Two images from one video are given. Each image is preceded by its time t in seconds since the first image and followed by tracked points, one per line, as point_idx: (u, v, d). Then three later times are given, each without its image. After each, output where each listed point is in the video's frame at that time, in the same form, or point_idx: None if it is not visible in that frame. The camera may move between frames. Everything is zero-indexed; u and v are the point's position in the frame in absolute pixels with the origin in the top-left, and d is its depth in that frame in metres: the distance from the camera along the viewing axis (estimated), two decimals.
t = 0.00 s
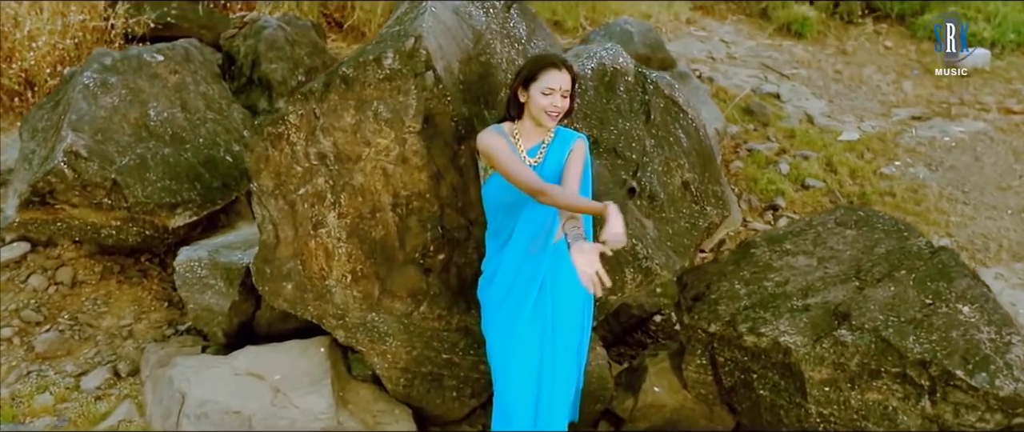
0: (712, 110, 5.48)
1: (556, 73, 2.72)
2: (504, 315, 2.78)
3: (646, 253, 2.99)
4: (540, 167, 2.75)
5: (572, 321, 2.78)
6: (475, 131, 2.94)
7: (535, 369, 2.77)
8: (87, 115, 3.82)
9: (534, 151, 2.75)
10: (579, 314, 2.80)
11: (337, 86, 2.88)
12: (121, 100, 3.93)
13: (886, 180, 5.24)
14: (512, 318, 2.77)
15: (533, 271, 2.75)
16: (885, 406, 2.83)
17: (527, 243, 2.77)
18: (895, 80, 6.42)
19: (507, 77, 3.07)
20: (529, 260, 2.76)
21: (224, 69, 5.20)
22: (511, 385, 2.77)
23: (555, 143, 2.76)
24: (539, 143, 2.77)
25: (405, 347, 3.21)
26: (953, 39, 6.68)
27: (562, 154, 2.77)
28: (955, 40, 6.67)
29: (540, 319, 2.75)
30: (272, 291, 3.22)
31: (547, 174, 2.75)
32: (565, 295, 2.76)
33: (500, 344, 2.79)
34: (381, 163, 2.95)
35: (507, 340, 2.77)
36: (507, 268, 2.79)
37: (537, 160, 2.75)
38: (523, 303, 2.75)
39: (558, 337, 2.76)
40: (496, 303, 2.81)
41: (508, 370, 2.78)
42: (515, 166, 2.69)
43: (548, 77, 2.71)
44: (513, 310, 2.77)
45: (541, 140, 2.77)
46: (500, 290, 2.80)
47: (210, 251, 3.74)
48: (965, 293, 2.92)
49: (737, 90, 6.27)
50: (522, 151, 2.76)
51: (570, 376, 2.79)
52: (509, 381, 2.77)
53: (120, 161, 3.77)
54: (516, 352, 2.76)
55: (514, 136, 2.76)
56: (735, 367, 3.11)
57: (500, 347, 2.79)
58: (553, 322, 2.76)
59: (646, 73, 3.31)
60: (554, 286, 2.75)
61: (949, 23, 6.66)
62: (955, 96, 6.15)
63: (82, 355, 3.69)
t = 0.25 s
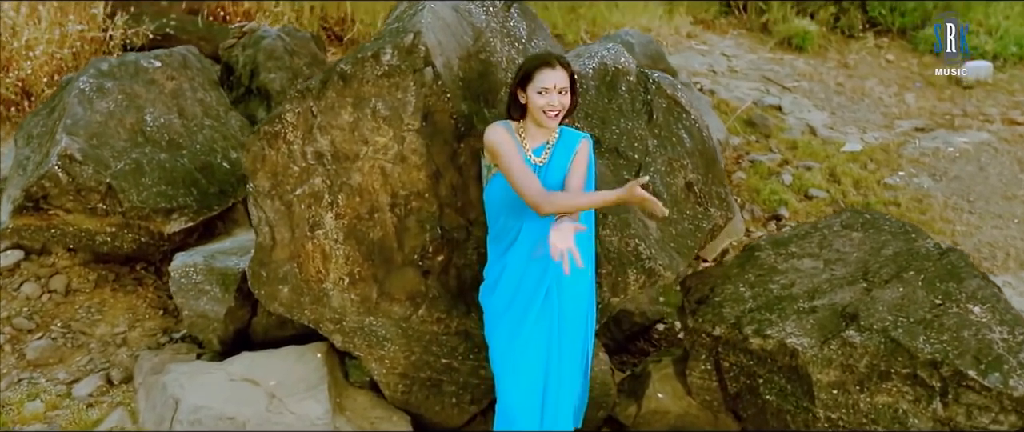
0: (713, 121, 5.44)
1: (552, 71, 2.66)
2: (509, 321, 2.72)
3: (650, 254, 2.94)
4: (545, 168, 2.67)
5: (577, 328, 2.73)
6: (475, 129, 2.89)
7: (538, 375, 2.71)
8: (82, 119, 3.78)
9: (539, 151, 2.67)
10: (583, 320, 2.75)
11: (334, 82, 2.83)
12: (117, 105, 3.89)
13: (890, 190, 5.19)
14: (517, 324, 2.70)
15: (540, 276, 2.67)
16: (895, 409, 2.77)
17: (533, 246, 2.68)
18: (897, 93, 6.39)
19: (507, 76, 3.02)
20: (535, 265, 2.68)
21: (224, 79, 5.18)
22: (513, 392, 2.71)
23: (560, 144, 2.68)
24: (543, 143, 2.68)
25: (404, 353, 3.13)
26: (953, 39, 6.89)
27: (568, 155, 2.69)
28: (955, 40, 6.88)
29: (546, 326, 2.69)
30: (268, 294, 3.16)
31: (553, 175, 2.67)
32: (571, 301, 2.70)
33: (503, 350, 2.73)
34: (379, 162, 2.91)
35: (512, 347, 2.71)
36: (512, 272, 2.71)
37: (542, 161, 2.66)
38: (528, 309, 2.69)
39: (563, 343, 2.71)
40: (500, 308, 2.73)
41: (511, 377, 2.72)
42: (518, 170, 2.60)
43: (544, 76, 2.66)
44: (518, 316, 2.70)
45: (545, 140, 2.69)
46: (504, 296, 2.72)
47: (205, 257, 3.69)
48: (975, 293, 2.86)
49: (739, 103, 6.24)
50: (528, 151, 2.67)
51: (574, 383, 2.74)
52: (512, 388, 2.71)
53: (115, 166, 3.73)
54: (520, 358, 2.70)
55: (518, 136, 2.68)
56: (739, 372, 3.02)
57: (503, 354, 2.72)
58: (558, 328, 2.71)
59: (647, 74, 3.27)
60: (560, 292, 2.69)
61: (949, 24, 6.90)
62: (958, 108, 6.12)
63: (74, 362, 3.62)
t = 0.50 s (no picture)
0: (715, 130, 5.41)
1: (552, 70, 2.54)
2: (516, 324, 2.63)
3: (654, 253, 2.88)
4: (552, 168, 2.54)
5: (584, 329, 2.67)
6: (475, 125, 2.85)
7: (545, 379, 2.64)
8: (78, 123, 3.75)
9: (546, 150, 2.55)
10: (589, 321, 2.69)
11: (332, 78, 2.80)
12: (114, 109, 3.86)
13: (894, 199, 5.16)
14: (524, 327, 2.62)
15: (549, 279, 2.60)
16: (905, 410, 2.70)
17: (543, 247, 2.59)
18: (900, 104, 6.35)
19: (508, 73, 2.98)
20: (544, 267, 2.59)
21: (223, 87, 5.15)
22: (519, 396, 2.64)
23: (567, 143, 2.57)
24: (550, 142, 2.56)
25: (403, 355, 3.08)
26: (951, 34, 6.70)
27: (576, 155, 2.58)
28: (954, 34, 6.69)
29: (554, 329, 2.62)
30: (265, 297, 3.11)
31: (560, 175, 2.55)
32: (579, 303, 2.64)
33: (509, 353, 2.65)
34: (378, 159, 2.86)
35: (519, 350, 2.63)
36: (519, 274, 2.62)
37: (549, 160, 2.54)
38: (537, 313, 2.61)
39: (571, 346, 2.65)
40: (506, 309, 2.65)
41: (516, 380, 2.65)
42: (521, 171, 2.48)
43: (544, 75, 2.53)
44: (526, 318, 2.62)
45: (552, 138, 2.56)
46: (511, 298, 2.63)
47: (201, 261, 3.64)
48: (985, 292, 2.81)
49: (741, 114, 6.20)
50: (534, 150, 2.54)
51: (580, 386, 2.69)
52: (518, 392, 2.64)
53: (111, 170, 3.70)
54: (527, 361, 2.63)
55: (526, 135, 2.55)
56: (745, 375, 2.98)
57: (510, 357, 2.65)
58: (566, 331, 2.64)
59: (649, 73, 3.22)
60: (568, 294, 2.63)
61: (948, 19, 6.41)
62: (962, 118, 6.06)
63: (67, 368, 3.56)
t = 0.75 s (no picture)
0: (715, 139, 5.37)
1: (551, 65, 2.44)
2: (524, 324, 2.55)
3: (657, 249, 2.83)
4: (559, 165, 2.47)
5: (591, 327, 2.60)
6: (476, 119, 2.80)
7: (553, 379, 2.57)
8: (74, 125, 3.71)
9: (553, 146, 2.47)
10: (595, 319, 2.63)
11: (330, 71, 2.76)
12: (110, 111, 3.82)
13: (899, 208, 5.09)
14: (533, 327, 2.54)
15: (557, 277, 2.52)
16: (917, 409, 2.63)
17: (551, 245, 2.51)
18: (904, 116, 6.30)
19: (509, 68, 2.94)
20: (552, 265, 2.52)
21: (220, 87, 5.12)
22: (527, 398, 2.56)
23: (574, 139, 2.49)
24: (557, 139, 2.48)
25: (402, 357, 3.01)
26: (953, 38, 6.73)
27: (583, 151, 2.50)
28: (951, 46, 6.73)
29: (562, 328, 2.55)
30: (261, 297, 3.05)
31: (566, 172, 2.48)
32: (586, 301, 2.57)
33: (516, 354, 2.56)
34: (376, 154, 2.81)
35: (527, 349, 2.55)
36: (527, 272, 2.53)
37: (556, 157, 2.46)
38: (546, 311, 2.53)
39: (579, 345, 2.58)
40: (514, 308, 2.56)
41: (524, 381, 2.57)
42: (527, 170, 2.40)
43: (544, 72, 2.43)
44: (535, 317, 2.54)
45: (558, 135, 2.48)
46: (519, 298, 2.55)
47: (197, 264, 3.60)
48: (997, 288, 2.76)
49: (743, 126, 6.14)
50: (541, 147, 2.46)
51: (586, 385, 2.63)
52: (526, 393, 2.56)
53: (107, 171, 3.66)
54: (535, 362, 2.55)
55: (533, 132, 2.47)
56: (752, 376, 2.91)
57: (517, 357, 2.56)
58: (574, 330, 2.57)
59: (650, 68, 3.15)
60: (576, 292, 2.55)
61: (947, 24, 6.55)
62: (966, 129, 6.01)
63: (59, 373, 3.49)
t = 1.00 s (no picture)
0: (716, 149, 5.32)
1: (544, 58, 2.38)
2: (523, 325, 2.47)
3: (660, 247, 2.79)
4: (561, 160, 2.40)
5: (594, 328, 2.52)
6: (476, 115, 2.77)
7: (555, 381, 2.49)
8: (71, 128, 3.68)
9: (557, 140, 2.40)
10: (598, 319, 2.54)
11: (329, 67, 2.73)
12: (108, 116, 3.79)
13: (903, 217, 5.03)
14: (532, 326, 2.46)
15: (557, 276, 2.44)
16: (927, 409, 2.58)
17: (549, 244, 2.43)
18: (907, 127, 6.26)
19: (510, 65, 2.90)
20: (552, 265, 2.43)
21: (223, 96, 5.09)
22: (529, 399, 2.49)
23: (579, 133, 2.42)
24: (562, 133, 2.41)
25: (401, 359, 2.96)
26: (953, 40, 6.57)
27: (588, 145, 2.42)
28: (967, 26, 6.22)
29: (563, 328, 2.47)
30: (258, 298, 3.00)
31: (568, 168, 2.40)
32: (587, 301, 2.48)
33: (516, 355, 2.49)
34: (375, 151, 2.77)
35: (527, 349, 2.47)
36: (526, 270, 2.45)
37: (559, 151, 2.39)
38: (545, 310, 2.44)
39: (580, 347, 2.49)
40: (513, 307, 2.48)
41: (525, 382, 2.49)
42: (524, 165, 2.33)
43: (538, 65, 2.38)
44: (534, 316, 2.46)
45: (563, 129, 2.42)
46: (517, 298, 2.47)
47: (194, 267, 3.56)
48: (1007, 286, 2.71)
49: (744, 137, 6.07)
50: (546, 141, 2.40)
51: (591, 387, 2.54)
52: (527, 394, 2.48)
53: (103, 175, 3.64)
54: (535, 363, 2.48)
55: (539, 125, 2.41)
56: (757, 379, 2.86)
57: (517, 359, 2.49)
58: (576, 330, 2.48)
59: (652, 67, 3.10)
60: (577, 292, 2.47)
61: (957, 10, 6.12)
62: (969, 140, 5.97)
63: (53, 379, 3.43)
